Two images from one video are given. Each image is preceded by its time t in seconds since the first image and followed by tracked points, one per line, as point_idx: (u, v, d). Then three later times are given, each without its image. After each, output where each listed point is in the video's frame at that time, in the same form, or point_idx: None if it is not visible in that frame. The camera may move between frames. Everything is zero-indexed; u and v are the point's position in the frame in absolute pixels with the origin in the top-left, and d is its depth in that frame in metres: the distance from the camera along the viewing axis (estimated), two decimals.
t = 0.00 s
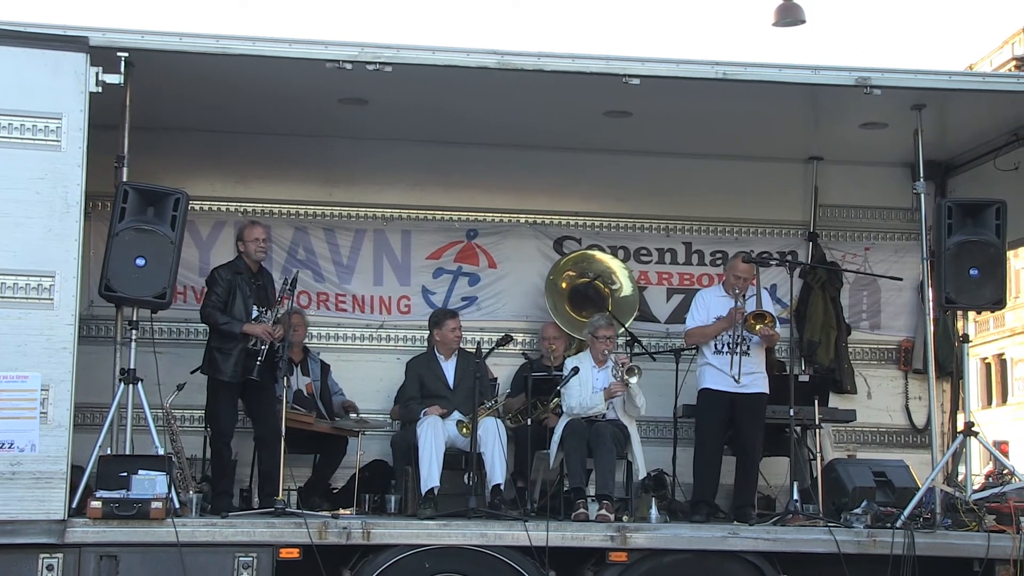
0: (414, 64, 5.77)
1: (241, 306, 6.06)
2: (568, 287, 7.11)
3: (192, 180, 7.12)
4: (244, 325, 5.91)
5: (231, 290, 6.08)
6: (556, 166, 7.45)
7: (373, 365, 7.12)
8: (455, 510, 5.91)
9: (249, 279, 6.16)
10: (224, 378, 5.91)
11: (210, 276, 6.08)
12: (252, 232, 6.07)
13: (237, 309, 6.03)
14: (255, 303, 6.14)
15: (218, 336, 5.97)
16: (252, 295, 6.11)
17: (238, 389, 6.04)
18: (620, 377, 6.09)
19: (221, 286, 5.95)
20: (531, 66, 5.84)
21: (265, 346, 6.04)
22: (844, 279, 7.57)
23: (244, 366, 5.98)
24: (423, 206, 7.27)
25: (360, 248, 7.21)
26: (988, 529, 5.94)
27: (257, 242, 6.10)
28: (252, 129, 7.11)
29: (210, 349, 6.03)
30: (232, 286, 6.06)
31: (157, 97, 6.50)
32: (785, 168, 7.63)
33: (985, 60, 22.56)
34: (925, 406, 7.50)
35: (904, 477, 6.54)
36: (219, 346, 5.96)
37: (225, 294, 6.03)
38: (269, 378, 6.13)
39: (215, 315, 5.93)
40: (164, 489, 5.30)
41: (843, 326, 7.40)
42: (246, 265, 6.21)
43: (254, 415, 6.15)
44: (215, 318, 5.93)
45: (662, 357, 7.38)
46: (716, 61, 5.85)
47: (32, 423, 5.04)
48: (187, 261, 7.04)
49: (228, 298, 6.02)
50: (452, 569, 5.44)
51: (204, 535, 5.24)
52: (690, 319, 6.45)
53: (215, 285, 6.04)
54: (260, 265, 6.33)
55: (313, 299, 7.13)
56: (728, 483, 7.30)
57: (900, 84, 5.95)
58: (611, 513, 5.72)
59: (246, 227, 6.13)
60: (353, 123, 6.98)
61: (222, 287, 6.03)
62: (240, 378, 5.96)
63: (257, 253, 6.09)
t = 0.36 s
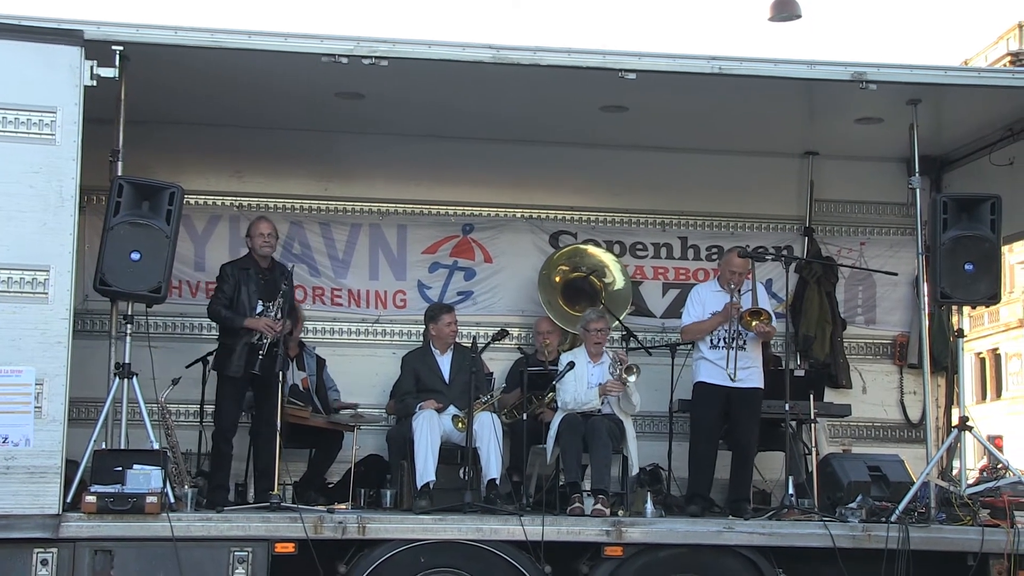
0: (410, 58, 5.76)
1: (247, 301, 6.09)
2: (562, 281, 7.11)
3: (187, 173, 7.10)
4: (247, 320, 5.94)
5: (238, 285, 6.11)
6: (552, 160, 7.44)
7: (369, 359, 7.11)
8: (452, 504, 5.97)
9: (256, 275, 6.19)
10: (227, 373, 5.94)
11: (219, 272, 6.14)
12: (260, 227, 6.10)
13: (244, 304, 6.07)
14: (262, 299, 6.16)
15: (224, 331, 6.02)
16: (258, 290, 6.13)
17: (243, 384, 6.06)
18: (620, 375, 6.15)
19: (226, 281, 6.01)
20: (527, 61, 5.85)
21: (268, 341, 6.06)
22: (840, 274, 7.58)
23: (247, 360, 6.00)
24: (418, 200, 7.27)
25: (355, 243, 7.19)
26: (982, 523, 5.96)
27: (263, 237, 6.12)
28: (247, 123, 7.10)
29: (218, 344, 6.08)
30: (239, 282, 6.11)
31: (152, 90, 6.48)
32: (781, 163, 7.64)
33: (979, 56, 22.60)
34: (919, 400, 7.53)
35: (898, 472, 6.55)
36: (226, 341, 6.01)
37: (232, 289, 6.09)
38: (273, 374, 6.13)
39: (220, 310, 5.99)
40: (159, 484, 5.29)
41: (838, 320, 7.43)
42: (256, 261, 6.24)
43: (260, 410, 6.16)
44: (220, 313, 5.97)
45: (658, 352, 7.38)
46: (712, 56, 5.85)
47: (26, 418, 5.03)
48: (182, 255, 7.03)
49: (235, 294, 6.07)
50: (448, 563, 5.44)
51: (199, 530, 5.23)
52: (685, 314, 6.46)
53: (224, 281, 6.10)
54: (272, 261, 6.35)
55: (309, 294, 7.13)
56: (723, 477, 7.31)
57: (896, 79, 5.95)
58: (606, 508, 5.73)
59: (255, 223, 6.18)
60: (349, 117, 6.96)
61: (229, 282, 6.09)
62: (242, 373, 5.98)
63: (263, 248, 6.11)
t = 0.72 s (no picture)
0: (398, 54, 5.73)
1: (245, 298, 6.08)
2: (550, 277, 7.11)
3: (177, 169, 7.09)
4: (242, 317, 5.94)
5: (237, 282, 6.12)
6: (543, 157, 7.43)
7: (358, 355, 7.11)
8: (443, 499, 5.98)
9: (256, 272, 6.17)
10: (223, 370, 5.96)
11: (220, 268, 6.16)
12: (260, 224, 6.06)
13: (241, 301, 6.07)
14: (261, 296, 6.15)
15: (222, 328, 6.03)
16: (256, 288, 6.12)
17: (239, 381, 6.08)
18: (589, 383, 6.00)
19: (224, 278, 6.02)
20: (518, 57, 5.85)
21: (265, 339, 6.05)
22: (830, 271, 7.59)
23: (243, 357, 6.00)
24: (409, 197, 7.26)
25: (346, 239, 7.19)
26: (971, 520, 5.97)
27: (263, 234, 6.09)
28: (237, 119, 7.09)
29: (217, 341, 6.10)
30: (238, 278, 6.11)
31: (142, 86, 6.47)
32: (772, 160, 7.64)
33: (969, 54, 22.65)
34: (909, 397, 7.54)
35: (888, 469, 6.52)
36: (223, 337, 6.03)
37: (231, 286, 6.09)
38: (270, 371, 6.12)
39: (218, 306, 6.00)
40: (148, 480, 5.28)
41: (828, 317, 7.45)
42: (257, 258, 6.22)
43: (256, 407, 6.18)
44: (217, 309, 5.99)
45: (648, 349, 7.38)
46: (703, 53, 5.86)
47: (15, 414, 5.02)
48: (172, 251, 7.01)
49: (234, 291, 6.08)
50: (437, 559, 5.44)
51: (189, 526, 5.23)
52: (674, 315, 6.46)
53: (223, 277, 6.11)
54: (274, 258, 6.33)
55: (299, 289, 7.12)
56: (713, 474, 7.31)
57: (887, 76, 5.95)
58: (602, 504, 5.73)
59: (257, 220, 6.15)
60: (339, 113, 6.96)
61: (228, 279, 6.10)
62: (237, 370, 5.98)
63: (262, 246, 6.08)
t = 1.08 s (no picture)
0: (390, 54, 5.74)
1: (233, 297, 6.07)
2: (538, 276, 7.12)
3: (167, 168, 7.08)
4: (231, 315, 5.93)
5: (224, 281, 6.10)
6: (534, 156, 7.43)
7: (348, 355, 7.10)
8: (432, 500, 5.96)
9: (243, 270, 6.16)
10: (213, 369, 5.95)
11: (207, 267, 6.14)
12: (247, 223, 6.04)
13: (230, 300, 6.07)
14: (249, 294, 6.14)
15: (210, 326, 6.02)
16: (245, 286, 6.12)
17: (229, 380, 6.07)
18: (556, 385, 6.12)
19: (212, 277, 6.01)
20: (508, 57, 5.85)
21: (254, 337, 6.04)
22: (820, 271, 7.60)
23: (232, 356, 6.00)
24: (399, 196, 7.26)
25: (336, 239, 7.18)
26: (960, 520, 5.99)
27: (250, 233, 6.07)
28: (228, 118, 7.07)
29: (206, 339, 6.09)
30: (226, 277, 6.10)
31: (133, 85, 6.45)
32: (762, 160, 7.65)
33: (960, 55, 22.72)
34: (899, 397, 7.54)
35: (877, 469, 6.58)
36: (212, 337, 6.02)
37: (219, 285, 6.08)
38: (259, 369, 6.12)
39: (206, 306, 5.99)
40: (137, 480, 5.25)
41: (818, 316, 7.45)
42: (245, 256, 6.20)
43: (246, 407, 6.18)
44: (205, 308, 5.98)
45: (638, 349, 7.39)
46: (693, 53, 5.86)
47: (4, 414, 5.01)
48: (162, 250, 7.00)
49: (222, 290, 6.07)
50: (428, 559, 5.43)
51: (179, 526, 5.22)
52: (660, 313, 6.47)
53: (211, 276, 6.10)
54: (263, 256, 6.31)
55: (289, 289, 7.11)
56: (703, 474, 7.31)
57: (876, 76, 5.96)
58: (592, 504, 5.73)
59: (243, 218, 6.13)
60: (329, 112, 6.95)
61: (216, 278, 6.08)
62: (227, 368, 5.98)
63: (249, 244, 6.07)
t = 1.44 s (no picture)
0: (379, 56, 5.75)
1: (219, 297, 6.07)
2: (526, 278, 7.11)
3: (157, 170, 7.07)
4: (218, 316, 5.93)
5: (210, 282, 6.10)
6: (524, 158, 7.44)
7: (338, 357, 7.10)
8: (422, 503, 5.95)
9: (228, 271, 6.17)
10: (202, 370, 5.94)
11: (191, 269, 6.13)
12: (230, 223, 6.06)
13: (216, 300, 6.07)
14: (234, 294, 6.14)
15: (198, 328, 6.02)
16: (230, 286, 6.12)
17: (217, 381, 6.06)
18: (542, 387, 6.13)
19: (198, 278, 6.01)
20: (497, 59, 5.85)
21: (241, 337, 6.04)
22: (809, 272, 7.61)
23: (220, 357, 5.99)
24: (389, 198, 7.26)
25: (326, 241, 7.17)
26: (949, 521, 6.00)
27: (234, 233, 6.09)
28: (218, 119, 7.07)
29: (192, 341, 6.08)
30: (212, 278, 6.10)
31: (121, 86, 6.45)
32: (751, 162, 7.66)
33: (951, 58, 22.78)
34: (887, 399, 7.57)
35: (866, 470, 6.60)
36: (199, 338, 6.01)
37: (205, 286, 6.07)
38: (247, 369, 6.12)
39: (192, 307, 5.98)
40: (126, 482, 5.28)
41: (807, 319, 7.45)
42: (228, 257, 6.22)
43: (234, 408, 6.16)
44: (192, 310, 5.97)
45: (628, 351, 7.40)
46: (682, 55, 5.87)
47: None
48: (151, 252, 6.99)
49: (207, 291, 6.07)
50: (418, 561, 5.42)
51: (168, 528, 5.21)
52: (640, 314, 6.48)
53: (196, 277, 6.09)
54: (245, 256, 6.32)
55: (278, 291, 7.10)
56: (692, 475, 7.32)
57: (865, 79, 5.97)
58: (581, 505, 5.73)
59: (226, 219, 6.14)
60: (319, 115, 6.96)
61: (202, 279, 6.08)
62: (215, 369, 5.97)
63: (234, 244, 6.08)
